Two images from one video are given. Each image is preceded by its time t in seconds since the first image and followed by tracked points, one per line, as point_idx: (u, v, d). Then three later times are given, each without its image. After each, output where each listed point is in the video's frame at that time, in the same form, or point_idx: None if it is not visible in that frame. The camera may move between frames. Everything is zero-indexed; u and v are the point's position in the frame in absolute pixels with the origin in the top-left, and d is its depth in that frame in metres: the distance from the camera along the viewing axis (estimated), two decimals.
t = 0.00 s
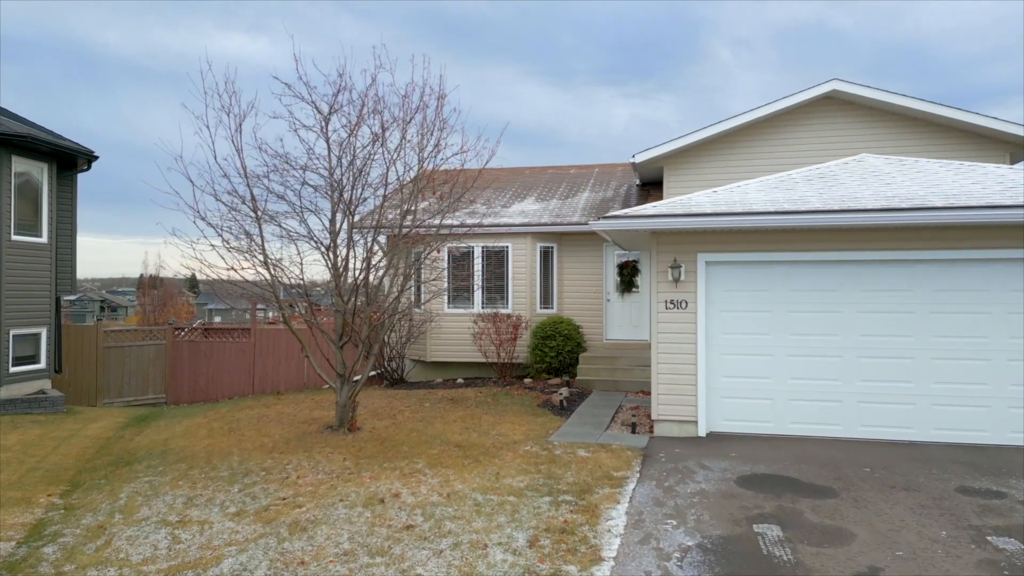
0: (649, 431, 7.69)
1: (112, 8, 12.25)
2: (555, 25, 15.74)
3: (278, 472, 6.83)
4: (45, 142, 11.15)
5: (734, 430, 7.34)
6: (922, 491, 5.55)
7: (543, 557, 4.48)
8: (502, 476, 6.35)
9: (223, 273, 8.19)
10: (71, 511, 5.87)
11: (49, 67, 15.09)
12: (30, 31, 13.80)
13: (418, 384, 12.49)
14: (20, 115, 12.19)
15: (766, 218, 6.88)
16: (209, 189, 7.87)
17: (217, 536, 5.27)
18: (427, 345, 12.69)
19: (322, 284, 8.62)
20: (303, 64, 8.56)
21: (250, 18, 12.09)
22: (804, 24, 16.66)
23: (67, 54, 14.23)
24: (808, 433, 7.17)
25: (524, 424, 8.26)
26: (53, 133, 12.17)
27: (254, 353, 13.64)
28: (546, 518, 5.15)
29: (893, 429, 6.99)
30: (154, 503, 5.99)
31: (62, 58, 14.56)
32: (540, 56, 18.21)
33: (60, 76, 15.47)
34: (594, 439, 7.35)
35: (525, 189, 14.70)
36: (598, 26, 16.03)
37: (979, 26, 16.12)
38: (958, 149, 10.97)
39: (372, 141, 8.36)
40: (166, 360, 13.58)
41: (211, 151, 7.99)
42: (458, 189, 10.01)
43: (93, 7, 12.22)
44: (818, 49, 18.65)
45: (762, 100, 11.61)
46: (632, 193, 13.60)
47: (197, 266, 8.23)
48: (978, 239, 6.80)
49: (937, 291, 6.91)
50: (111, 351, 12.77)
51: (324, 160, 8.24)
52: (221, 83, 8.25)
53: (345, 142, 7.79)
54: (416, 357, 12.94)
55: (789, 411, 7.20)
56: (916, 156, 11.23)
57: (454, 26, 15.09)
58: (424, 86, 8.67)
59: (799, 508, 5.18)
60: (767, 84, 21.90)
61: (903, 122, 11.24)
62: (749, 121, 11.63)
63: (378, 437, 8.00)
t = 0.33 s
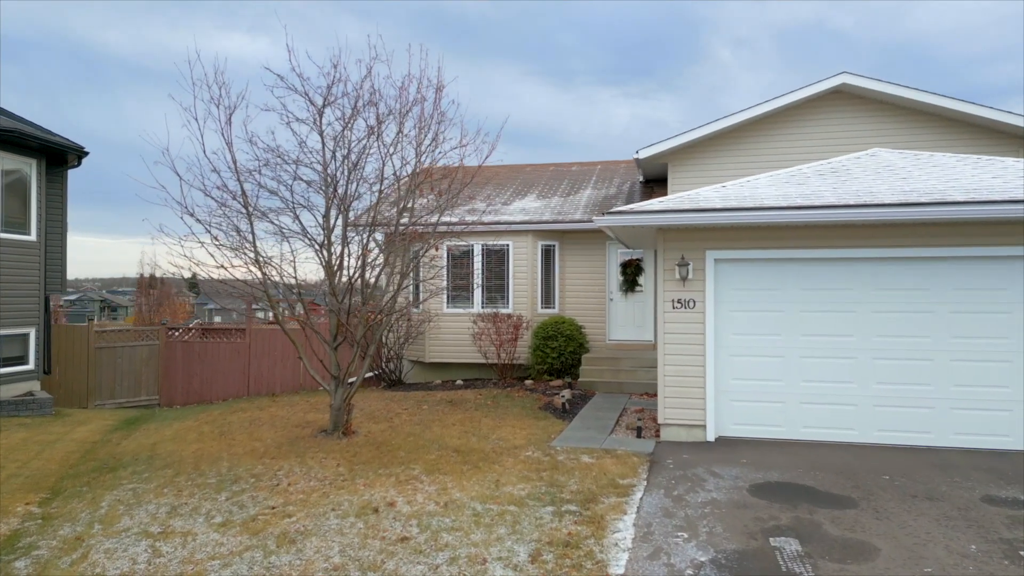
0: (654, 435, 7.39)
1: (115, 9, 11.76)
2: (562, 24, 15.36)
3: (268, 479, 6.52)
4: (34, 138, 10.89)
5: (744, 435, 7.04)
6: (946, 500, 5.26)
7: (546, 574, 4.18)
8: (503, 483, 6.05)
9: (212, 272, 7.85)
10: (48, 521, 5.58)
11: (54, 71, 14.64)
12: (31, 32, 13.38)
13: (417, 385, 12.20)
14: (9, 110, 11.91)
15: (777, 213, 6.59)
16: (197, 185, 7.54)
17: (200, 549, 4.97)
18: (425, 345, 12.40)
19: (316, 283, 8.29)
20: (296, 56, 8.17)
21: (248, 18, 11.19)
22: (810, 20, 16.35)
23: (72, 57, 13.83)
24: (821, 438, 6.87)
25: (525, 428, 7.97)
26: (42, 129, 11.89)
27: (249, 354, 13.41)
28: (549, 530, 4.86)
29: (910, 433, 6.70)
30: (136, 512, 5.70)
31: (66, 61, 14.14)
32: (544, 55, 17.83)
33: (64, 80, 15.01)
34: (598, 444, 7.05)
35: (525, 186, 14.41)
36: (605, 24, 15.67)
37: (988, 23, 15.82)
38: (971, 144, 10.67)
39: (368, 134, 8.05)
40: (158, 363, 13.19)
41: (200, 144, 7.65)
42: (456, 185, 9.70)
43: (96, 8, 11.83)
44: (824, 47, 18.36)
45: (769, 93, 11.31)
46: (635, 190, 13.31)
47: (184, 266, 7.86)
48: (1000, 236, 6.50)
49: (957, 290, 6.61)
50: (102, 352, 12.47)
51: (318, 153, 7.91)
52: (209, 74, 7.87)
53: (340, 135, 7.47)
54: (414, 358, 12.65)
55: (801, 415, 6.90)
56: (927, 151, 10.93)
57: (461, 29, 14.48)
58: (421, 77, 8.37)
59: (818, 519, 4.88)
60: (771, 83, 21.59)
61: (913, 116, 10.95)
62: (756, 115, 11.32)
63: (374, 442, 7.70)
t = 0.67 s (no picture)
0: (661, 440, 7.10)
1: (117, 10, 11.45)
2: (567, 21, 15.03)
3: (258, 487, 6.23)
4: (23, 132, 10.65)
5: (755, 440, 6.74)
6: (974, 511, 4.96)
7: None
8: (504, 491, 5.76)
9: (201, 270, 7.53)
10: (23, 532, 5.30)
11: (56, 75, 14.18)
12: (31, 32, 12.99)
13: (415, 387, 11.91)
14: None
15: (790, 208, 6.30)
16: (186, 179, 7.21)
17: (182, 563, 4.68)
18: (424, 346, 12.11)
19: (310, 283, 7.96)
20: (289, 46, 7.81)
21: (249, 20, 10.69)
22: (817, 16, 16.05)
23: (76, 61, 13.37)
24: (836, 443, 6.58)
25: (527, 432, 7.67)
26: (32, 124, 11.63)
27: (244, 355, 13.07)
28: (552, 543, 4.56)
29: (929, 439, 6.41)
30: (117, 523, 5.41)
31: (68, 63, 13.68)
32: (547, 54, 17.49)
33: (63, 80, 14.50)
34: (602, 450, 6.75)
35: (526, 183, 14.11)
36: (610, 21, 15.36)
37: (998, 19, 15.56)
38: (985, 139, 10.36)
39: (363, 127, 7.74)
40: (150, 364, 12.91)
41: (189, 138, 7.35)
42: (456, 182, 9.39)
43: (97, 8, 11.44)
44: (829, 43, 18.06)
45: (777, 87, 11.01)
46: (639, 187, 13.02)
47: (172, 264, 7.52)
48: None
49: (978, 288, 6.32)
50: (94, 353, 12.21)
51: (311, 147, 7.59)
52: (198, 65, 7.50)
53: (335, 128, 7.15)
54: (412, 359, 12.35)
55: (815, 419, 6.61)
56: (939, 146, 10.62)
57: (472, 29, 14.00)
58: (418, 69, 8.08)
59: (838, 532, 4.58)
60: (775, 81, 21.28)
61: (924, 110, 10.65)
62: (763, 110, 11.02)
63: (370, 446, 7.41)
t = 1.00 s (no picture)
0: (669, 445, 6.80)
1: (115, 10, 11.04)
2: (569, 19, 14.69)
3: (246, 495, 5.94)
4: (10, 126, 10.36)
5: (767, 445, 6.44)
6: (1004, 523, 4.66)
7: None
8: (504, 500, 5.46)
9: (189, 268, 7.18)
10: None
11: (53, 78, 13.67)
12: (30, 32, 12.68)
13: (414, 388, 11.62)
14: None
15: (805, 202, 6.00)
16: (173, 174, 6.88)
17: None
18: (423, 346, 11.81)
19: (303, 282, 7.64)
20: (281, 35, 7.29)
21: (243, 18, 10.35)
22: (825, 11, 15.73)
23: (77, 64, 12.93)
24: (851, 448, 6.29)
25: (528, 436, 7.37)
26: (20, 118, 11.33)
27: (239, 355, 12.84)
28: (557, 558, 4.26)
29: (950, 444, 6.11)
30: (96, 534, 5.12)
31: (67, 63, 13.26)
32: (548, 54, 17.16)
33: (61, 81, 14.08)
34: (608, 455, 6.46)
35: (528, 180, 13.80)
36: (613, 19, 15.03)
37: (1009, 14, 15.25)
38: (1000, 132, 10.06)
39: (359, 119, 7.43)
40: (143, 364, 12.50)
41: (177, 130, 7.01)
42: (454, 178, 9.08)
43: (96, 8, 10.99)
44: (834, 40, 17.78)
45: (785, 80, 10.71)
46: (642, 183, 12.72)
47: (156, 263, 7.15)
48: None
49: (1002, 286, 6.02)
50: (84, 353, 11.92)
51: (305, 140, 7.27)
52: (184, 54, 7.01)
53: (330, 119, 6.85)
54: (411, 360, 12.06)
55: (830, 423, 6.32)
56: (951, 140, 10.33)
57: (476, 28, 13.58)
58: (416, 60, 7.77)
59: (862, 545, 4.29)
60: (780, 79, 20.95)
61: (937, 104, 10.35)
62: (771, 104, 10.72)
63: (365, 451, 7.11)
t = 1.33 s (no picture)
0: (677, 451, 6.50)
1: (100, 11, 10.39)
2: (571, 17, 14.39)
3: (234, 504, 5.65)
4: None
5: (780, 452, 6.15)
6: None
7: None
8: (505, 511, 5.16)
9: (175, 265, 6.86)
10: None
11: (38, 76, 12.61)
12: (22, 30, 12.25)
13: (412, 390, 11.33)
14: None
15: (822, 196, 5.71)
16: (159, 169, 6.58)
17: None
18: (421, 347, 11.52)
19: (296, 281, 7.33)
20: (273, 24, 6.93)
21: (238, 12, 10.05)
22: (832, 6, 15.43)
23: (51, 68, 11.21)
24: (869, 454, 5.99)
25: (530, 442, 7.07)
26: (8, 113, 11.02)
27: (233, 355, 12.40)
28: None
29: (973, 450, 5.81)
30: (72, 549, 4.84)
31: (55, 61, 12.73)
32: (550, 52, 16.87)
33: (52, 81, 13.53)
34: (613, 462, 6.16)
35: (529, 177, 13.49)
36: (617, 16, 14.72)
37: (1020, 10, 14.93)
38: (1015, 127, 9.76)
39: (354, 112, 7.12)
40: (134, 366, 12.32)
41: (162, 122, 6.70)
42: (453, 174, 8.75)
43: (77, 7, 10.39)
44: (841, 36, 17.48)
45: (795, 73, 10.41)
46: (646, 180, 12.42)
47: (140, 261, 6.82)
48: None
49: None
50: (75, 355, 11.63)
51: (296, 132, 6.97)
52: (171, 41, 6.67)
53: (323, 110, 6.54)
54: (409, 361, 11.77)
55: (847, 429, 6.02)
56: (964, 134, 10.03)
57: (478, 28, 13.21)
58: (413, 50, 7.45)
59: (889, 562, 4.00)
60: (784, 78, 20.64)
61: (949, 98, 10.05)
62: (780, 97, 10.42)
63: (360, 458, 6.81)
